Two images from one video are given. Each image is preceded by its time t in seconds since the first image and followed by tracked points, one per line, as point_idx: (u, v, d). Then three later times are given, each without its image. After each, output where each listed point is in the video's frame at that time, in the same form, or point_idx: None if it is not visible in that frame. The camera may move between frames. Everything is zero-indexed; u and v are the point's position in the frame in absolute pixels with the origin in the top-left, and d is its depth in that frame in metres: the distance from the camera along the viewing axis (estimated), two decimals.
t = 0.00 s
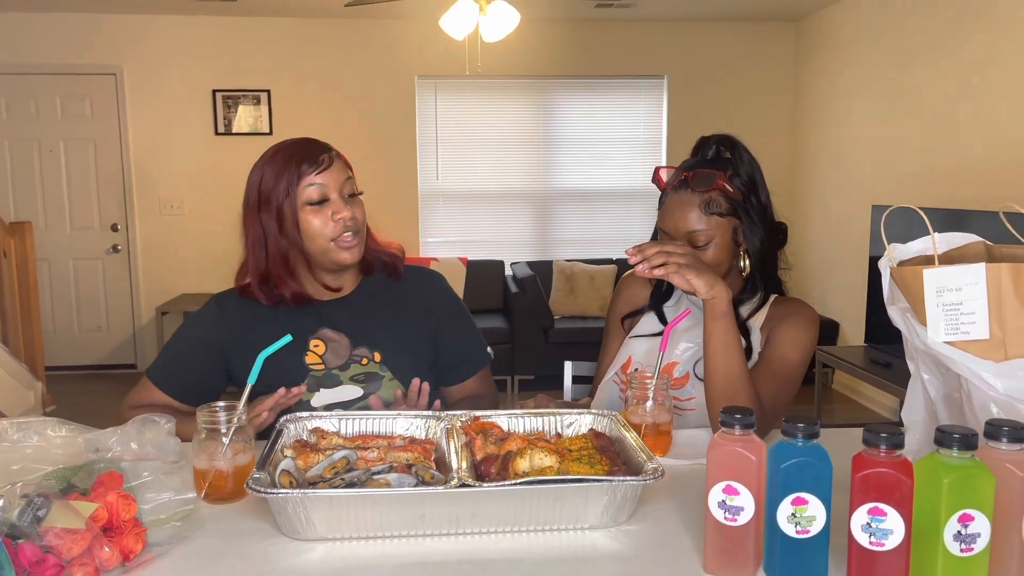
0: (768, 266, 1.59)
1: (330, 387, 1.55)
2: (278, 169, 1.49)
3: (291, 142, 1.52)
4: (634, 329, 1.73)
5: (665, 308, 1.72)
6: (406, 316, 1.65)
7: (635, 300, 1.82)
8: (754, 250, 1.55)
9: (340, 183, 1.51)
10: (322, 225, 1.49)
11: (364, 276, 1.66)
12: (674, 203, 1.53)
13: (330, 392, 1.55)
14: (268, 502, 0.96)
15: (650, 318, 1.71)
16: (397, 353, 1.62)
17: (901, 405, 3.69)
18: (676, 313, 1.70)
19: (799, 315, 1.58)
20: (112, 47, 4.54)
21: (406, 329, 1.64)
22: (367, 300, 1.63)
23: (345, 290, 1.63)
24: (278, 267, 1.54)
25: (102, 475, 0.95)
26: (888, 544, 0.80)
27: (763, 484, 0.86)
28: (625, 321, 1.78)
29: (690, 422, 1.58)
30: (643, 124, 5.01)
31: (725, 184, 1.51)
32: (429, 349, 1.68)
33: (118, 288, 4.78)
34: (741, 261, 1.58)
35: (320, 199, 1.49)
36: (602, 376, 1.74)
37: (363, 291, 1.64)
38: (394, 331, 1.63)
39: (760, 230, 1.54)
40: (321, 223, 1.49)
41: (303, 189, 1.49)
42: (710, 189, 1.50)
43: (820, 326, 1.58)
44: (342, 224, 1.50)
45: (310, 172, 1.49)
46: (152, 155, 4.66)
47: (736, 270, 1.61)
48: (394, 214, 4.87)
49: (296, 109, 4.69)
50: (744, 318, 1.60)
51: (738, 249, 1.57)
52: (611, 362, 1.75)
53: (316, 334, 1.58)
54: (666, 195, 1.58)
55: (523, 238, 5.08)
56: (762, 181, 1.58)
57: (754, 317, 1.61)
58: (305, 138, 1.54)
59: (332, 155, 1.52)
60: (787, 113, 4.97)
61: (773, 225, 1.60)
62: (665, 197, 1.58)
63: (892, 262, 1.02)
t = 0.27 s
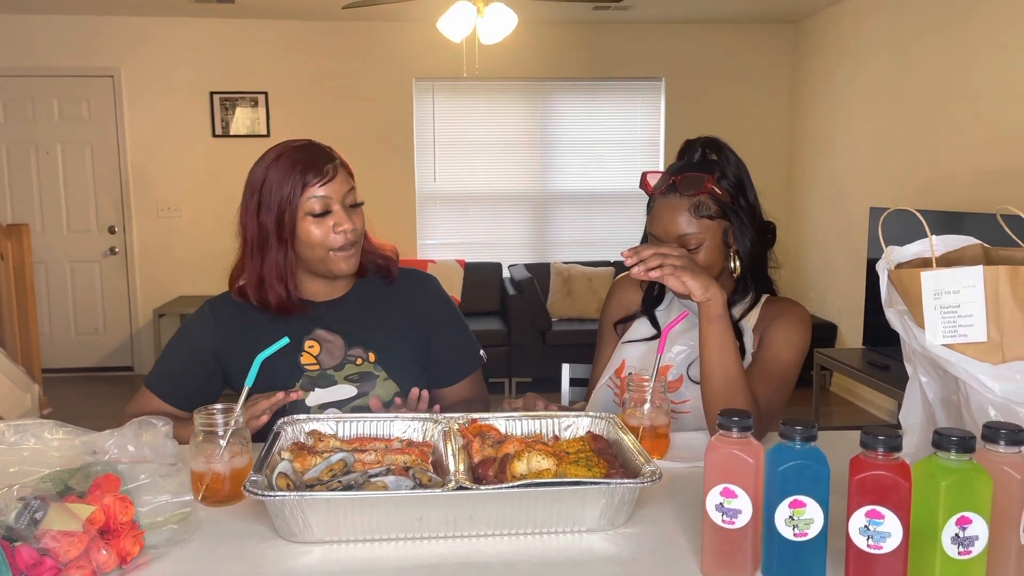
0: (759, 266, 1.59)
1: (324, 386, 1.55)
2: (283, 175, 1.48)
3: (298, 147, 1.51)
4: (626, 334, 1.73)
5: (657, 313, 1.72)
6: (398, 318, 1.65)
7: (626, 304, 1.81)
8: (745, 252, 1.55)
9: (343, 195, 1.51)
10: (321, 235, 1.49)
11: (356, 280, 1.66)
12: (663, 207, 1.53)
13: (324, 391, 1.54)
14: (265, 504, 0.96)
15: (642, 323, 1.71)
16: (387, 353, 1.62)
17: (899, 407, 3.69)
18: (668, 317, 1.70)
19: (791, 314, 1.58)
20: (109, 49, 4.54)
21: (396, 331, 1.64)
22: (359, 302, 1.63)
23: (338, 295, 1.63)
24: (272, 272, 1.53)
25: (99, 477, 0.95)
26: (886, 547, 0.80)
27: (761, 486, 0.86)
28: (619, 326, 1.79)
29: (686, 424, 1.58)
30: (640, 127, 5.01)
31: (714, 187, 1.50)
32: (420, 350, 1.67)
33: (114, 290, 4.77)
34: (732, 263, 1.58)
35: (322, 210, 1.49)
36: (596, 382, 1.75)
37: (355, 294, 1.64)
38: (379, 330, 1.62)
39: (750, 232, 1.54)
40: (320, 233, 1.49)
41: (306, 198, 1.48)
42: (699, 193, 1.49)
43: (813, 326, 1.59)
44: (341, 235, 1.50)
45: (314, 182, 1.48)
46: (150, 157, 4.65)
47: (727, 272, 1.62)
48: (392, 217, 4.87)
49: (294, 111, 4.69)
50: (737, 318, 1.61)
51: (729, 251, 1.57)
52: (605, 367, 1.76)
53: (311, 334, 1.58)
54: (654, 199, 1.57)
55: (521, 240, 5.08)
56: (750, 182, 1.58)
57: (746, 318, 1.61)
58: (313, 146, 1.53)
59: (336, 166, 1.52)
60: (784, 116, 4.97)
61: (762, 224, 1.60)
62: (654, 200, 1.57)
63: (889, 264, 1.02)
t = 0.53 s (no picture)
0: (753, 265, 1.59)
1: (329, 382, 1.56)
2: (293, 174, 1.49)
3: (310, 147, 1.51)
4: (622, 340, 1.72)
5: (652, 316, 1.70)
6: (404, 318, 1.66)
7: (620, 309, 1.79)
8: (739, 250, 1.55)
9: (351, 196, 1.51)
10: (328, 235, 1.49)
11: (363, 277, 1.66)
12: (658, 203, 1.53)
13: (329, 386, 1.56)
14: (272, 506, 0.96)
15: (638, 329, 1.69)
16: (394, 351, 1.63)
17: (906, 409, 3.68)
18: (665, 321, 1.69)
19: (786, 310, 1.57)
20: (117, 52, 4.56)
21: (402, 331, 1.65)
22: (363, 302, 1.64)
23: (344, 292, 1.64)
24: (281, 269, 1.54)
25: (107, 479, 0.95)
26: (894, 549, 0.80)
27: (767, 488, 0.86)
28: (614, 331, 1.76)
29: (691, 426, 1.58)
30: (646, 129, 5.01)
31: (709, 182, 1.52)
32: (424, 348, 1.68)
33: (122, 292, 4.79)
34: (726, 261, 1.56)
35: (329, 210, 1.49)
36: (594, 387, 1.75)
37: (359, 293, 1.64)
38: (385, 329, 1.63)
39: (745, 229, 1.54)
40: (327, 233, 1.49)
41: (314, 198, 1.48)
42: (694, 187, 1.50)
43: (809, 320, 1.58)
44: (347, 236, 1.50)
45: (324, 183, 1.48)
46: (156, 160, 4.67)
47: (721, 271, 1.61)
48: (397, 219, 4.88)
49: (300, 113, 4.70)
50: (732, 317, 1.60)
51: (723, 249, 1.56)
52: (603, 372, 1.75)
53: (317, 331, 1.58)
54: (649, 197, 1.58)
55: (526, 242, 5.09)
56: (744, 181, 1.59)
57: (742, 316, 1.60)
58: (325, 147, 1.53)
59: (347, 167, 1.52)
60: (790, 117, 4.96)
61: (756, 224, 1.60)
62: (648, 199, 1.58)
63: (896, 266, 1.01)
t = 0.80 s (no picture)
0: (746, 262, 1.60)
1: (336, 373, 1.56)
2: (300, 162, 1.55)
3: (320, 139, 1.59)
4: (615, 348, 1.70)
5: (644, 322, 1.69)
6: (411, 315, 1.66)
7: (609, 314, 1.76)
8: (735, 246, 1.58)
9: (356, 183, 1.56)
10: (332, 218, 1.54)
11: (374, 276, 1.69)
12: (659, 189, 1.54)
13: (336, 377, 1.56)
14: (278, 506, 0.96)
15: (631, 336, 1.68)
16: (399, 344, 1.63)
17: (911, 409, 3.67)
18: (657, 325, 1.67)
19: (776, 306, 1.57)
20: (121, 54, 4.58)
21: (409, 328, 1.65)
22: (371, 300, 1.64)
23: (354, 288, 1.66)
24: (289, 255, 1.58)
25: (113, 480, 0.95)
26: (900, 550, 0.79)
27: (773, 489, 0.86)
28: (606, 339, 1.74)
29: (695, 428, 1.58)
30: (650, 129, 5.00)
31: (712, 170, 1.54)
32: (430, 345, 1.68)
33: (127, 293, 4.81)
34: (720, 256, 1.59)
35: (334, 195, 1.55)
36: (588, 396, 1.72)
37: (367, 291, 1.65)
38: (394, 325, 1.63)
39: (742, 226, 1.58)
40: (331, 217, 1.54)
41: (319, 183, 1.54)
42: (697, 173, 1.52)
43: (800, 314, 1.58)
44: (350, 220, 1.54)
45: (328, 169, 1.54)
46: (161, 161, 4.69)
47: (711, 269, 1.62)
48: (401, 219, 4.89)
49: (304, 114, 4.71)
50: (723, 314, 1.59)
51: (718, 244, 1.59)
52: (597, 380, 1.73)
53: (324, 323, 1.60)
54: (648, 185, 1.59)
55: (530, 242, 5.09)
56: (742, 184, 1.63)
57: (733, 315, 1.60)
58: (333, 140, 1.60)
59: (353, 156, 1.58)
60: (794, 117, 4.96)
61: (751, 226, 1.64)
62: (647, 186, 1.59)
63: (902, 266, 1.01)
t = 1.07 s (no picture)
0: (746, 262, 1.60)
1: (344, 358, 1.57)
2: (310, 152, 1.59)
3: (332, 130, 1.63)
4: (615, 351, 1.70)
5: (643, 324, 1.68)
6: (420, 308, 1.66)
7: (607, 317, 1.75)
8: (735, 246, 1.58)
9: (361, 171, 1.57)
10: (335, 205, 1.56)
11: (385, 272, 1.68)
12: (661, 183, 1.54)
13: (344, 362, 1.57)
14: (282, 506, 0.96)
15: (630, 339, 1.68)
16: (408, 334, 1.63)
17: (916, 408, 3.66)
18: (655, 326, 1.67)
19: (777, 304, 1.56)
20: (126, 54, 4.59)
21: (418, 321, 1.65)
22: (380, 292, 1.65)
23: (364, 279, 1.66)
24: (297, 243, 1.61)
25: (118, 479, 0.96)
26: (905, 550, 0.79)
27: (778, 488, 0.85)
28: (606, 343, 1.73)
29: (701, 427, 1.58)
30: (653, 128, 5.00)
31: (714, 166, 1.54)
32: (439, 339, 1.68)
33: (131, 293, 4.82)
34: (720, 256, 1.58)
35: (339, 183, 1.57)
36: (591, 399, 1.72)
37: (377, 284, 1.65)
38: (406, 318, 1.64)
39: (743, 227, 1.58)
40: (334, 203, 1.55)
41: (326, 171, 1.57)
42: (700, 168, 1.53)
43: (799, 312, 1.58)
44: (352, 207, 1.55)
45: (335, 157, 1.57)
46: (166, 161, 4.69)
47: (711, 268, 1.61)
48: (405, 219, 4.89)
49: (308, 114, 4.71)
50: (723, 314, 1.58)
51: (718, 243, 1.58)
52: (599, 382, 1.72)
53: (335, 311, 1.60)
54: (650, 181, 1.59)
55: (533, 242, 5.08)
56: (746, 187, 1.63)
57: (733, 314, 1.59)
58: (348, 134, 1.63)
59: (361, 147, 1.60)
60: (798, 116, 4.95)
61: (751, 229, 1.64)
62: (649, 181, 1.59)
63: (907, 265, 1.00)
